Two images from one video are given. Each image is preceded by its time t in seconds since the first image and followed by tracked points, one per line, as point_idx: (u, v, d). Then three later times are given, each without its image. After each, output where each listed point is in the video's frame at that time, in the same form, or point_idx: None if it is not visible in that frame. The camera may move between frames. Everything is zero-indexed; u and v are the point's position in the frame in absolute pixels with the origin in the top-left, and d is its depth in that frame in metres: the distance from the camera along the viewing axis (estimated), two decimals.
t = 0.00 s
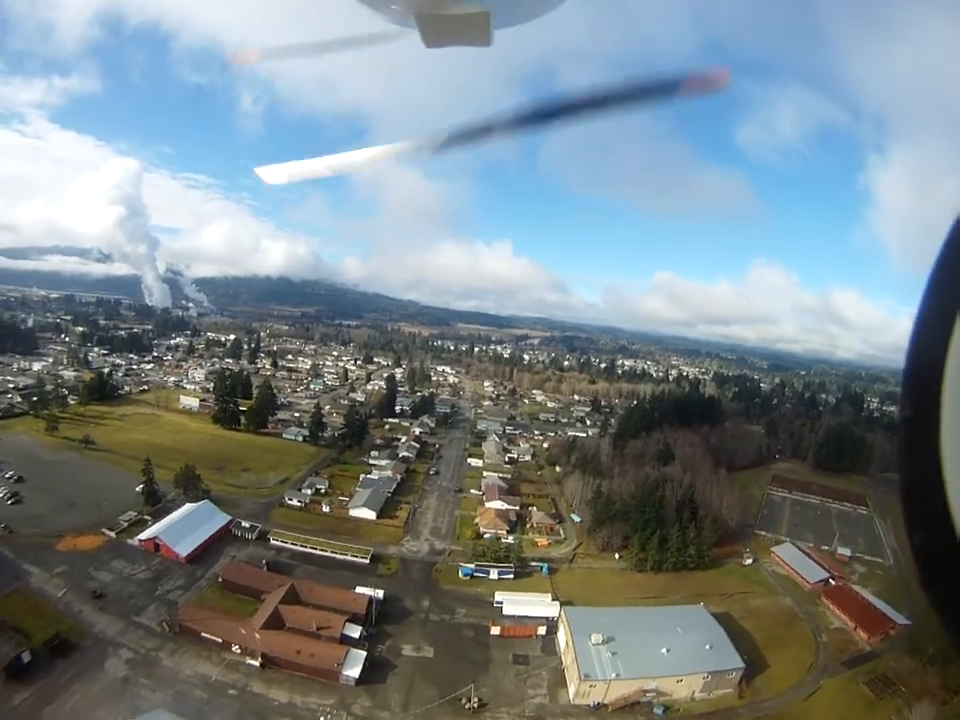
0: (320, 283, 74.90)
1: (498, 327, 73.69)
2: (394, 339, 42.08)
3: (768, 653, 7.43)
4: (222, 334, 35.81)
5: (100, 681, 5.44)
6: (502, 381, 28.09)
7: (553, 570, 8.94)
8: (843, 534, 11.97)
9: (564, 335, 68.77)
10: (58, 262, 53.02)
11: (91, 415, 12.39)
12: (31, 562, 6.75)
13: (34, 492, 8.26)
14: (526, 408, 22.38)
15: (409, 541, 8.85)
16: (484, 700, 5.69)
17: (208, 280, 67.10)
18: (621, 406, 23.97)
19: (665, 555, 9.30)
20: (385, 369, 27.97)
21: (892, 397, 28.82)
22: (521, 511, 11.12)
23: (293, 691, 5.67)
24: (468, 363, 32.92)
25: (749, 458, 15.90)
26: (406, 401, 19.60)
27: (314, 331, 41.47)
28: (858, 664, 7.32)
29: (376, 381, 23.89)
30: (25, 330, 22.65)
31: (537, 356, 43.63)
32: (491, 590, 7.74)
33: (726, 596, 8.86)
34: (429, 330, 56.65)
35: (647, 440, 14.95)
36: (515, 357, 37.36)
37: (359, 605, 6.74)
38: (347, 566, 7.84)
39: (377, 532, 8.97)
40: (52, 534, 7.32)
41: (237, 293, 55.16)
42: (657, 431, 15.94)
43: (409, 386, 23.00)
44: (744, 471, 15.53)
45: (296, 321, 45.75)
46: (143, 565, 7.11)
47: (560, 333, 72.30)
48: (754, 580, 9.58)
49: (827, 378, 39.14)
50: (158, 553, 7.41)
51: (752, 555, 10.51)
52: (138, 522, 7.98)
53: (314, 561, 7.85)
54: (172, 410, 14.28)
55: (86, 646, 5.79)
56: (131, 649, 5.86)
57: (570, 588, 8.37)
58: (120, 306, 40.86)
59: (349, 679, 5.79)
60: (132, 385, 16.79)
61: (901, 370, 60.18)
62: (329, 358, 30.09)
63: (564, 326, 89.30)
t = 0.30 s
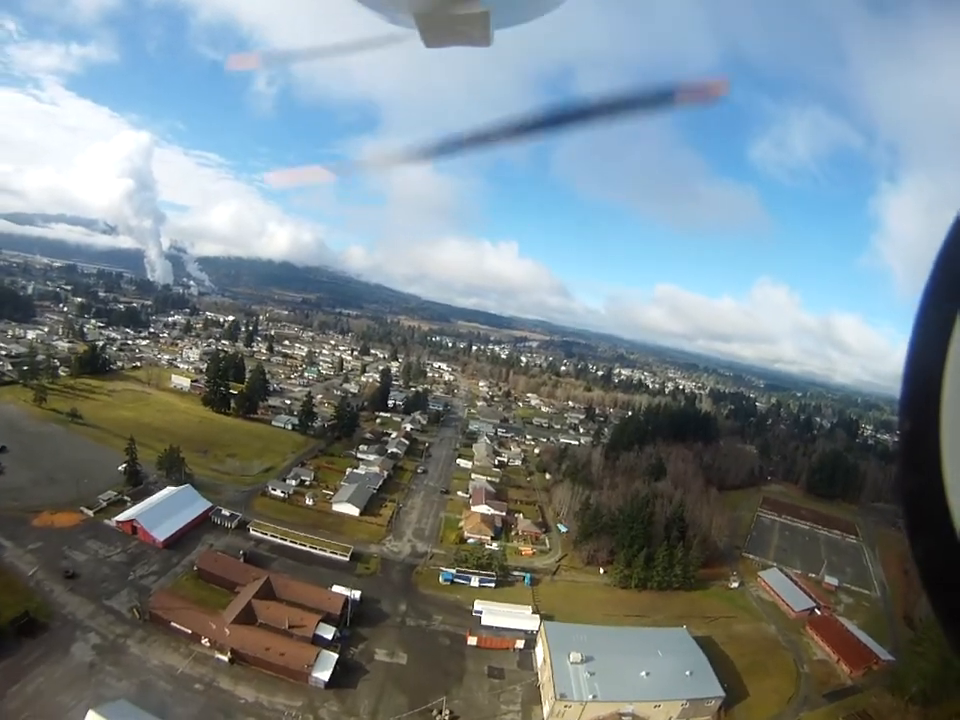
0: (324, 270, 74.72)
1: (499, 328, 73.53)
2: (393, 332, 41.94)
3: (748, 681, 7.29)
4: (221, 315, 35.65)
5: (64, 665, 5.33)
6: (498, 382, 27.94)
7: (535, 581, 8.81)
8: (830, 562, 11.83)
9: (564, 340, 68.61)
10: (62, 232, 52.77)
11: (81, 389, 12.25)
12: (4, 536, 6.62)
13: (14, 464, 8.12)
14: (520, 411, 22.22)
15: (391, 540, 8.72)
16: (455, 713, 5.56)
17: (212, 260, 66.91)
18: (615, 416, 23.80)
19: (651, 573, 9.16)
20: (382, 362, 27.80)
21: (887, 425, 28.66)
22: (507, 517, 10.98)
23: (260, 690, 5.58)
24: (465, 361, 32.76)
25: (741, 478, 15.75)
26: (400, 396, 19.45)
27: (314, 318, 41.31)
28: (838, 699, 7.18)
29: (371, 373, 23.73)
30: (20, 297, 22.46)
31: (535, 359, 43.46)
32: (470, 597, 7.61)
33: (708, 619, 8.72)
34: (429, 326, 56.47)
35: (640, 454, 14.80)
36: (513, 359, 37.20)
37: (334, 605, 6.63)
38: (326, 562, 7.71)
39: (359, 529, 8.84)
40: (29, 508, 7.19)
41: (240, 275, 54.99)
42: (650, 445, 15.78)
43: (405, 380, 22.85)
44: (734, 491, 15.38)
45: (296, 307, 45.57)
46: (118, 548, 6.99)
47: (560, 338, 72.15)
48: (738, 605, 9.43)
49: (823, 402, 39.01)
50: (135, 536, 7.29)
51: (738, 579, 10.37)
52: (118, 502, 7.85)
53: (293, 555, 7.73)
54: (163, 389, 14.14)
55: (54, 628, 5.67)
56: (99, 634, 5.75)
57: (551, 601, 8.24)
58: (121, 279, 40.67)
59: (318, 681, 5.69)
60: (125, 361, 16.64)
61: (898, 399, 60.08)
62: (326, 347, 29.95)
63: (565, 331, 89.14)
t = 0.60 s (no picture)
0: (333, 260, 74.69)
1: (503, 329, 73.33)
2: (397, 326, 41.79)
3: (729, 712, 7.14)
4: (225, 298, 35.60)
5: (33, 645, 5.24)
6: (498, 384, 27.80)
7: (520, 592, 8.68)
8: (819, 591, 11.62)
9: (568, 347, 68.36)
10: (73, 205, 52.81)
11: (76, 364, 12.17)
12: None
13: None
14: (518, 416, 22.08)
15: (376, 540, 8.60)
16: None
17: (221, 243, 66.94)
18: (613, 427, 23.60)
19: (638, 593, 9.02)
20: (383, 356, 27.65)
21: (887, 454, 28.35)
22: (496, 524, 10.84)
23: (229, 686, 5.48)
24: (466, 360, 32.62)
25: (736, 499, 15.56)
26: (398, 392, 19.34)
27: (318, 308, 41.24)
28: None
29: (371, 367, 23.60)
30: (24, 266, 22.40)
31: (537, 363, 43.27)
32: (451, 605, 7.49)
33: (693, 644, 8.56)
34: (433, 323, 56.31)
35: (635, 468, 14.65)
36: (515, 362, 37.03)
37: (312, 604, 6.52)
38: (308, 558, 7.59)
39: (344, 527, 8.72)
40: (11, 482, 7.10)
41: (248, 259, 54.99)
42: (645, 460, 15.60)
43: (404, 377, 22.74)
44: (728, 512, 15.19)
45: (301, 296, 45.47)
46: (98, 529, 6.90)
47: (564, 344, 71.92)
48: (724, 631, 9.26)
49: (823, 426, 38.70)
50: (116, 518, 7.19)
51: (725, 604, 10.20)
52: (102, 481, 7.76)
53: (275, 548, 7.62)
54: (159, 369, 14.05)
55: (25, 605, 5.58)
56: (71, 615, 5.66)
57: (534, 615, 8.11)
58: (128, 256, 40.67)
59: (289, 681, 5.58)
60: (124, 338, 16.56)
61: (899, 429, 59.62)
62: (328, 338, 29.85)
63: (569, 337, 88.89)
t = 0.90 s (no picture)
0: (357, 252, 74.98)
1: (520, 336, 72.99)
2: (414, 323, 41.73)
3: None
4: (247, 281, 35.78)
5: (12, 614, 5.14)
6: (511, 391, 27.58)
7: (514, 607, 8.48)
8: (818, 631, 11.14)
9: (583, 359, 67.77)
10: (107, 177, 53.57)
11: (89, 334, 12.17)
12: None
13: (4, 398, 8.00)
14: (528, 424, 21.83)
15: (372, 540, 8.44)
16: None
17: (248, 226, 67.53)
18: (623, 444, 23.21)
19: (635, 619, 8.74)
20: (397, 352, 27.54)
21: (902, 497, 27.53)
22: (496, 534, 10.63)
23: (206, 677, 5.34)
24: (481, 364, 32.42)
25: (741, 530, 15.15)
26: (410, 390, 19.21)
27: (337, 298, 41.31)
28: None
29: (384, 362, 23.49)
30: (49, 232, 22.63)
31: (551, 373, 42.91)
32: (443, 614, 7.29)
33: (685, 677, 8.25)
34: (451, 323, 56.19)
35: (642, 490, 14.34)
36: (529, 369, 36.73)
37: (300, 600, 6.38)
38: (302, 553, 7.45)
39: (342, 523, 8.58)
40: (9, 446, 7.04)
41: (274, 244, 55.38)
42: (653, 481, 15.28)
43: (418, 376, 22.61)
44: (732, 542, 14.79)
45: (321, 285, 45.59)
46: (92, 502, 6.81)
47: (580, 355, 71.35)
48: (718, 665, 8.93)
49: (838, 462, 37.80)
50: (111, 493, 7.10)
51: (721, 637, 9.85)
52: (101, 454, 7.68)
53: (269, 539, 7.49)
54: (172, 346, 14.05)
55: (8, 573, 5.49)
56: (54, 588, 5.56)
57: (526, 632, 7.90)
58: (154, 231, 41.08)
59: (268, 678, 5.43)
60: (140, 312, 16.61)
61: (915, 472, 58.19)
62: (345, 329, 29.84)
63: (585, 349, 88.21)
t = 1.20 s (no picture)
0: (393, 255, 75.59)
1: (555, 341, 72.36)
2: (451, 327, 41.70)
3: None
4: (285, 282, 36.31)
5: (31, 610, 5.16)
6: (548, 398, 27.26)
7: (545, 621, 8.27)
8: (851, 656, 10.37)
9: (620, 364, 66.69)
10: (152, 180, 55.24)
11: (126, 332, 12.42)
12: (9, 464, 6.56)
13: (38, 394, 8.15)
14: (564, 432, 21.50)
15: (402, 548, 8.31)
16: None
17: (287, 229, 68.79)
18: (662, 455, 22.63)
19: (667, 637, 8.39)
20: (434, 356, 27.49)
21: None
22: (529, 544, 10.40)
23: (224, 682, 5.26)
24: (517, 369, 32.17)
25: (777, 546, 14.45)
26: (446, 395, 19.09)
27: (374, 301, 41.59)
28: None
29: (422, 365, 23.46)
30: (92, 232, 23.36)
31: (587, 379, 42.31)
32: (470, 627, 7.10)
33: (718, 700, 7.84)
34: (486, 326, 56.02)
35: (679, 503, 13.91)
36: (565, 375, 36.28)
37: (324, 609, 6.29)
38: (329, 559, 7.36)
39: (372, 530, 8.47)
40: (41, 441, 7.15)
41: (312, 246, 56.19)
42: (691, 494, 14.82)
43: (454, 381, 22.51)
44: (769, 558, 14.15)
45: (360, 288, 45.98)
46: (119, 500, 6.84)
47: (615, 361, 70.28)
48: (749, 687, 8.49)
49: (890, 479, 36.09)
50: (138, 491, 7.14)
51: (754, 658, 9.38)
52: (131, 452, 7.74)
53: (296, 543, 7.43)
54: (208, 346, 14.24)
55: (31, 568, 5.52)
56: (75, 585, 5.57)
57: (556, 648, 7.66)
58: (195, 232, 42.09)
59: (287, 687, 5.32)
60: (179, 311, 16.94)
61: None
62: (382, 332, 29.98)
63: (620, 355, 86.89)
